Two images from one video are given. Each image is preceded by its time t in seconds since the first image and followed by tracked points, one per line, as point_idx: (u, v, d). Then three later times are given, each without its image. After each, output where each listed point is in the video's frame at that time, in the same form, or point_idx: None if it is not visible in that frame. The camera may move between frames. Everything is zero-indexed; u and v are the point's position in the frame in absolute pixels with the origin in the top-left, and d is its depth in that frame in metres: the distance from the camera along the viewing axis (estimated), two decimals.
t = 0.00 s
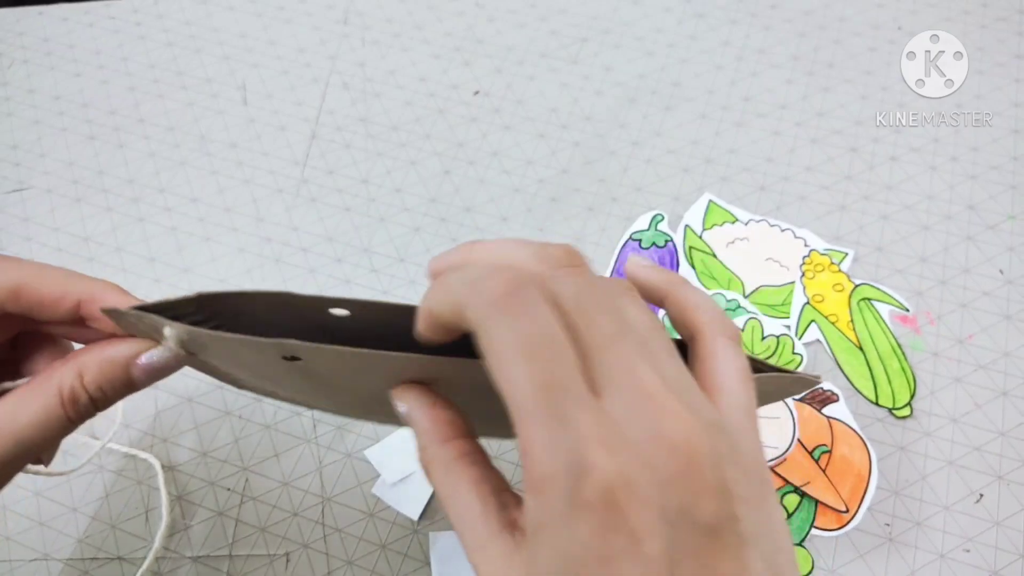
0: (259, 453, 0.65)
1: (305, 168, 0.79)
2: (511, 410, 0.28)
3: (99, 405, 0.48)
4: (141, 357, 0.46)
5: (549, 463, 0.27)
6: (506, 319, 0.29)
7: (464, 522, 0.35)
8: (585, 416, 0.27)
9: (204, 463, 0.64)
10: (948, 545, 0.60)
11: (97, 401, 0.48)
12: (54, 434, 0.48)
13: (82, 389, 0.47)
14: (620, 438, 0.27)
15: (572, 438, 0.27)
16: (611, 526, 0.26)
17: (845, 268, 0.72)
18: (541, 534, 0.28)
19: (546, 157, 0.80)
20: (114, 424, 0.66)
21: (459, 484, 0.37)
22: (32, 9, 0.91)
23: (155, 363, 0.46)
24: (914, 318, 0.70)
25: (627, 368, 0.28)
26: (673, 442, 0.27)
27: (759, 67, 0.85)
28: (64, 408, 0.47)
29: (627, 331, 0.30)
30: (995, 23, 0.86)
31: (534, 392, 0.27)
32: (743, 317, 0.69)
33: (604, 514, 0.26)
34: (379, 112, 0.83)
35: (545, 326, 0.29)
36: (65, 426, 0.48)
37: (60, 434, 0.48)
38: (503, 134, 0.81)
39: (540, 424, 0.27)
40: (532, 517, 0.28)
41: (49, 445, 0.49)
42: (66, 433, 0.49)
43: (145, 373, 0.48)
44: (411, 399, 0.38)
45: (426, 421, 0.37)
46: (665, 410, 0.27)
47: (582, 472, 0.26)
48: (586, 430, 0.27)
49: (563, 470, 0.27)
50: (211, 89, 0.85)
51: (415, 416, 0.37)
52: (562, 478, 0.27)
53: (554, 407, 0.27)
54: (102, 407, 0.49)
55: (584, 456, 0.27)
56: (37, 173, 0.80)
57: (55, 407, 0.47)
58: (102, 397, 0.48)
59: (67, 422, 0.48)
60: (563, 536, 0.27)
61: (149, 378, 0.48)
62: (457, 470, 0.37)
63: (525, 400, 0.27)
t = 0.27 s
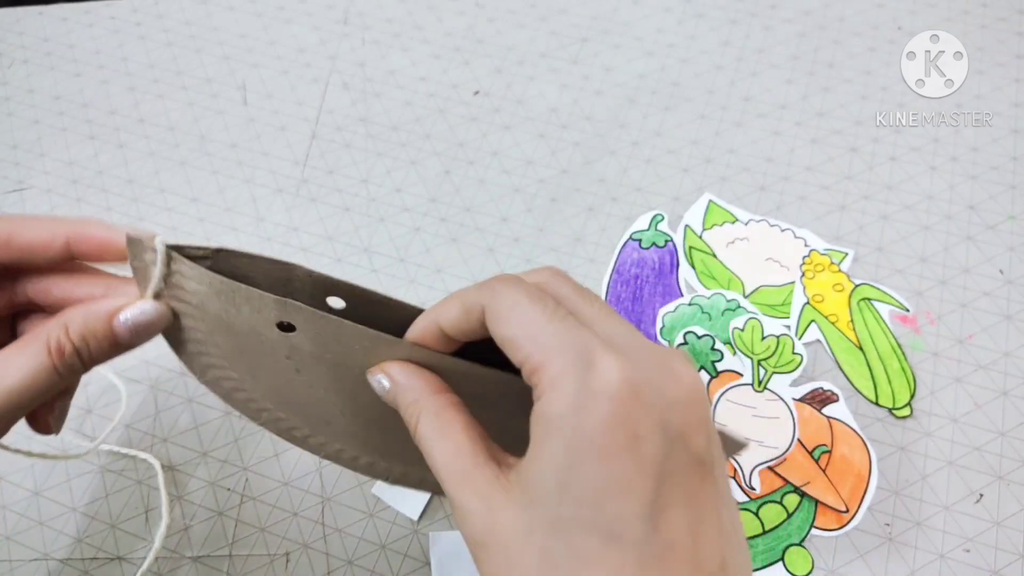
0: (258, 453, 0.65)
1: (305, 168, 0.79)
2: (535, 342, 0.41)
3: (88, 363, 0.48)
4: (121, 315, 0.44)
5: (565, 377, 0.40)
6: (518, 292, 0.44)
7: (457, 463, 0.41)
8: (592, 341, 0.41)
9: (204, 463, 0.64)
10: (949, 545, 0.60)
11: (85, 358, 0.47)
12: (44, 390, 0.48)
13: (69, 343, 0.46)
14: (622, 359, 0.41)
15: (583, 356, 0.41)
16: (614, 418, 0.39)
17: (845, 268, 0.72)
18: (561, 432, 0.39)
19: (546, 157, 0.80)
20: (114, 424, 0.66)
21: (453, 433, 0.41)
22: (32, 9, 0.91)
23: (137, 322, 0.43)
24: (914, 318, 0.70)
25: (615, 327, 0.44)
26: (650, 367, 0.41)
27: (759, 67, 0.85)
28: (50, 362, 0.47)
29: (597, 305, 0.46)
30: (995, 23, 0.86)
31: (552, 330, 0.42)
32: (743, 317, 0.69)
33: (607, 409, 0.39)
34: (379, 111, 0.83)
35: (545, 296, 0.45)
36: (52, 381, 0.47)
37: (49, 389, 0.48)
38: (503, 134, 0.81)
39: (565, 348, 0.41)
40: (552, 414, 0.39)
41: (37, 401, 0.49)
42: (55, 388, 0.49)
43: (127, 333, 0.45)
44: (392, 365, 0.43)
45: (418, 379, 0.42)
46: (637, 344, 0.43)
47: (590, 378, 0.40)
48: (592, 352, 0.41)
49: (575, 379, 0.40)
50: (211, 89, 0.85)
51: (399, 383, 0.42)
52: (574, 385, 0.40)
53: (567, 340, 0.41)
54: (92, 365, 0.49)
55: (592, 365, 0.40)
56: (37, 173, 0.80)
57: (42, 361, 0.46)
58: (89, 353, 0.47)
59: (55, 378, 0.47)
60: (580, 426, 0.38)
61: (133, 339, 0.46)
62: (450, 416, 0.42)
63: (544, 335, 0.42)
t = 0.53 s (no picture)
0: (260, 452, 0.65)
1: (306, 169, 0.80)
2: (548, 293, 0.48)
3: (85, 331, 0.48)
4: (108, 276, 0.46)
5: (578, 315, 0.46)
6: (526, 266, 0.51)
7: (446, 398, 0.44)
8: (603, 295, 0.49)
9: (206, 462, 0.65)
10: (947, 544, 0.61)
11: (81, 327, 0.47)
12: (43, 360, 0.47)
13: (62, 310, 0.46)
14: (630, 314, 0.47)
15: (595, 301, 0.47)
16: (622, 350, 0.45)
17: (843, 268, 0.73)
18: (571, 357, 0.44)
19: (546, 157, 0.80)
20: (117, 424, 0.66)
21: (432, 385, 0.44)
22: (34, 11, 0.91)
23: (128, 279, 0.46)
24: (912, 318, 0.70)
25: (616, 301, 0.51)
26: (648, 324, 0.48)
27: (758, 68, 0.85)
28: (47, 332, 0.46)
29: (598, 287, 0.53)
30: (993, 24, 0.86)
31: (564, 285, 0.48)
32: (741, 317, 0.69)
33: (616, 342, 0.45)
34: (380, 112, 0.84)
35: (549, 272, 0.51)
36: (53, 351, 0.47)
37: (49, 360, 0.48)
38: (503, 134, 0.82)
39: (579, 294, 0.47)
40: (562, 342, 0.45)
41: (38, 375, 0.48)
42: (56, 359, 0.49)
43: (117, 293, 0.46)
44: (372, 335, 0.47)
45: (398, 345, 0.46)
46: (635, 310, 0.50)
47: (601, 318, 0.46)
48: (605, 301, 0.47)
49: (588, 318, 0.46)
50: (213, 90, 0.86)
51: (379, 345, 0.46)
52: (586, 322, 0.46)
53: (579, 290, 0.48)
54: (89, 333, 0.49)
55: (604, 309, 0.47)
56: (39, 174, 0.80)
57: (38, 332, 0.46)
58: (85, 321, 0.47)
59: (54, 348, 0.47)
60: (591, 351, 0.44)
61: (124, 300, 0.47)
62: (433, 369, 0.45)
63: (558, 288, 0.48)
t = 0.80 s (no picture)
0: (260, 452, 0.65)
1: (306, 169, 0.80)
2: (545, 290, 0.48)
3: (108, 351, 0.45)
4: (134, 288, 0.43)
5: (574, 310, 0.46)
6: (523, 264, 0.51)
7: (438, 393, 0.44)
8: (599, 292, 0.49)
9: (206, 462, 0.65)
10: (947, 544, 0.61)
11: (103, 345, 0.44)
12: (66, 378, 0.44)
13: (85, 325, 0.43)
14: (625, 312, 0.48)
15: (591, 298, 0.47)
16: (618, 345, 0.45)
17: (843, 268, 0.73)
18: (565, 351, 0.44)
19: (546, 158, 0.80)
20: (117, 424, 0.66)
21: (426, 381, 0.44)
22: (34, 11, 0.91)
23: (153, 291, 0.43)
24: (912, 318, 0.70)
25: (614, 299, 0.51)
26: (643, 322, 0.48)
27: (758, 68, 0.85)
28: (67, 350, 0.43)
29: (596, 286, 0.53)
30: (993, 24, 0.86)
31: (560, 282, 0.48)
32: (741, 317, 0.69)
33: (611, 338, 0.45)
34: (380, 112, 0.84)
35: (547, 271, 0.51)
36: (71, 372, 0.44)
37: (69, 382, 0.45)
38: (503, 135, 0.82)
39: (575, 290, 0.48)
40: (556, 338, 0.45)
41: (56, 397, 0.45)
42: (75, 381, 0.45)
43: (142, 306, 0.44)
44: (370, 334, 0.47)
45: (395, 343, 0.46)
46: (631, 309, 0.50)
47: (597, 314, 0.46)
48: (602, 298, 0.48)
49: (584, 314, 0.46)
50: (213, 90, 0.86)
51: (377, 343, 0.46)
52: (582, 317, 0.46)
53: (574, 287, 0.48)
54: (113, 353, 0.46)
55: (600, 307, 0.47)
56: (39, 174, 0.80)
57: (57, 349, 0.43)
58: (108, 339, 0.44)
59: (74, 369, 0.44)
60: (586, 346, 0.44)
61: (150, 314, 0.45)
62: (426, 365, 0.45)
63: (555, 284, 0.48)
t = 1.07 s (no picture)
0: (260, 452, 0.65)
1: (307, 169, 0.80)
2: (527, 299, 0.47)
3: (164, 372, 0.45)
4: (191, 309, 0.45)
5: (555, 321, 0.46)
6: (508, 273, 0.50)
7: (421, 405, 0.44)
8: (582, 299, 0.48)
9: (206, 462, 0.65)
10: (947, 544, 0.61)
11: (161, 366, 0.45)
12: (126, 400, 0.45)
13: (149, 346, 0.44)
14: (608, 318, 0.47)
15: (573, 307, 0.47)
16: (598, 354, 0.44)
17: (842, 268, 0.73)
18: (544, 362, 0.44)
19: (545, 158, 0.80)
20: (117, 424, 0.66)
21: (409, 393, 0.44)
22: (34, 11, 0.91)
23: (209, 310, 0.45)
24: (911, 318, 0.70)
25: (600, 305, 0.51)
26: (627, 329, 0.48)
27: (757, 68, 0.85)
28: (126, 372, 0.44)
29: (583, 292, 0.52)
30: (992, 25, 0.86)
31: (542, 291, 0.48)
32: (741, 317, 0.69)
33: (592, 347, 0.44)
34: (380, 113, 0.84)
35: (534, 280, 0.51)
36: (129, 394, 0.44)
37: (124, 405, 0.45)
38: (503, 135, 0.82)
39: (557, 298, 0.47)
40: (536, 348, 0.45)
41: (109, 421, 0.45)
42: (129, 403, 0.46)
43: (198, 325, 0.45)
44: (362, 345, 0.48)
45: (382, 356, 0.46)
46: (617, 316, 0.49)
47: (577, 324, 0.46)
48: (584, 306, 0.47)
49: (565, 324, 0.45)
50: (213, 91, 0.86)
51: (365, 355, 0.47)
52: (562, 327, 0.45)
53: (556, 295, 0.47)
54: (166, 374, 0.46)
55: (581, 316, 0.46)
56: (40, 174, 0.81)
57: (118, 371, 0.43)
58: (166, 360, 0.45)
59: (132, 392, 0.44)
60: (565, 355, 0.44)
61: (205, 332, 0.46)
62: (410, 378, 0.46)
63: (537, 293, 0.48)
